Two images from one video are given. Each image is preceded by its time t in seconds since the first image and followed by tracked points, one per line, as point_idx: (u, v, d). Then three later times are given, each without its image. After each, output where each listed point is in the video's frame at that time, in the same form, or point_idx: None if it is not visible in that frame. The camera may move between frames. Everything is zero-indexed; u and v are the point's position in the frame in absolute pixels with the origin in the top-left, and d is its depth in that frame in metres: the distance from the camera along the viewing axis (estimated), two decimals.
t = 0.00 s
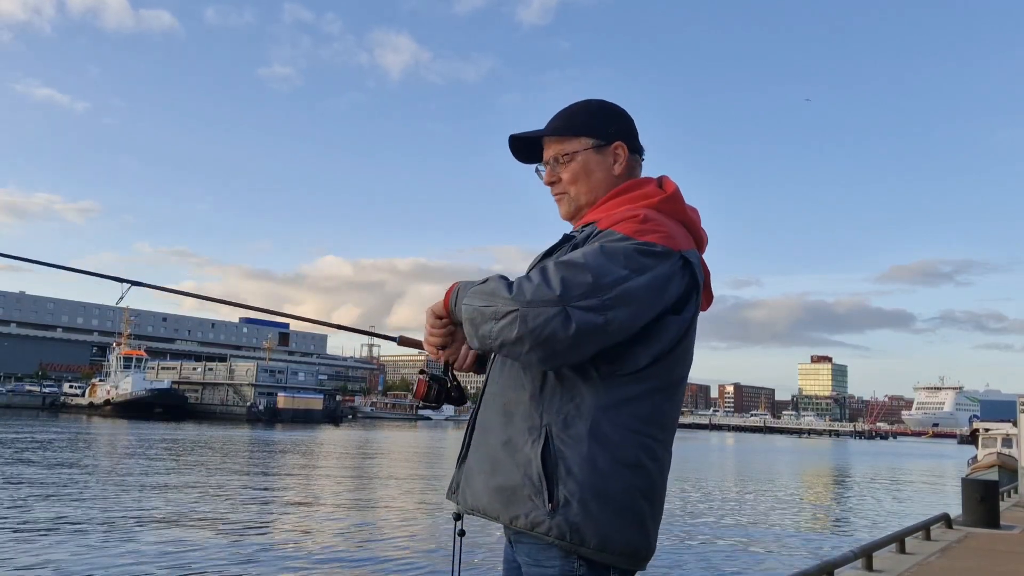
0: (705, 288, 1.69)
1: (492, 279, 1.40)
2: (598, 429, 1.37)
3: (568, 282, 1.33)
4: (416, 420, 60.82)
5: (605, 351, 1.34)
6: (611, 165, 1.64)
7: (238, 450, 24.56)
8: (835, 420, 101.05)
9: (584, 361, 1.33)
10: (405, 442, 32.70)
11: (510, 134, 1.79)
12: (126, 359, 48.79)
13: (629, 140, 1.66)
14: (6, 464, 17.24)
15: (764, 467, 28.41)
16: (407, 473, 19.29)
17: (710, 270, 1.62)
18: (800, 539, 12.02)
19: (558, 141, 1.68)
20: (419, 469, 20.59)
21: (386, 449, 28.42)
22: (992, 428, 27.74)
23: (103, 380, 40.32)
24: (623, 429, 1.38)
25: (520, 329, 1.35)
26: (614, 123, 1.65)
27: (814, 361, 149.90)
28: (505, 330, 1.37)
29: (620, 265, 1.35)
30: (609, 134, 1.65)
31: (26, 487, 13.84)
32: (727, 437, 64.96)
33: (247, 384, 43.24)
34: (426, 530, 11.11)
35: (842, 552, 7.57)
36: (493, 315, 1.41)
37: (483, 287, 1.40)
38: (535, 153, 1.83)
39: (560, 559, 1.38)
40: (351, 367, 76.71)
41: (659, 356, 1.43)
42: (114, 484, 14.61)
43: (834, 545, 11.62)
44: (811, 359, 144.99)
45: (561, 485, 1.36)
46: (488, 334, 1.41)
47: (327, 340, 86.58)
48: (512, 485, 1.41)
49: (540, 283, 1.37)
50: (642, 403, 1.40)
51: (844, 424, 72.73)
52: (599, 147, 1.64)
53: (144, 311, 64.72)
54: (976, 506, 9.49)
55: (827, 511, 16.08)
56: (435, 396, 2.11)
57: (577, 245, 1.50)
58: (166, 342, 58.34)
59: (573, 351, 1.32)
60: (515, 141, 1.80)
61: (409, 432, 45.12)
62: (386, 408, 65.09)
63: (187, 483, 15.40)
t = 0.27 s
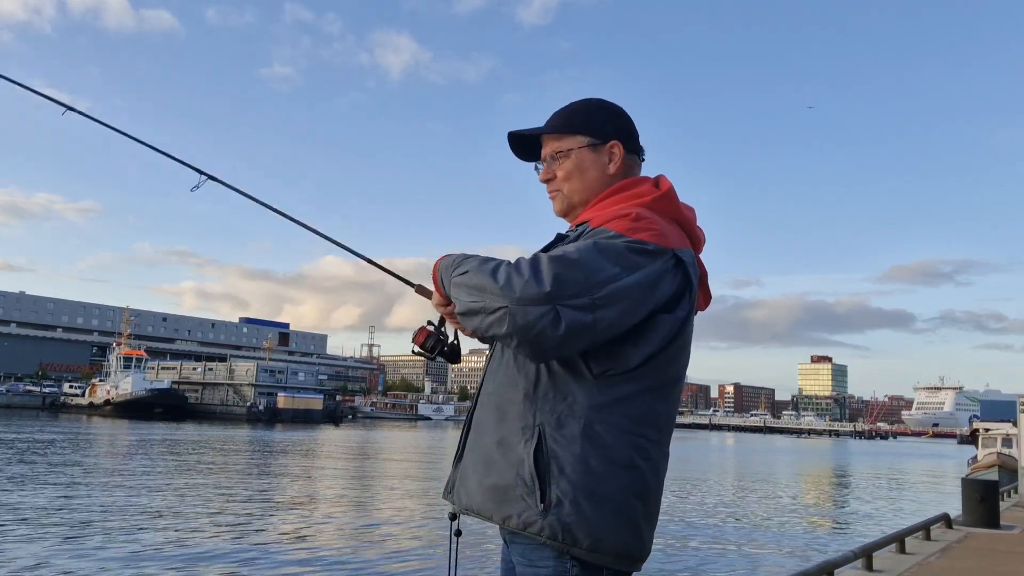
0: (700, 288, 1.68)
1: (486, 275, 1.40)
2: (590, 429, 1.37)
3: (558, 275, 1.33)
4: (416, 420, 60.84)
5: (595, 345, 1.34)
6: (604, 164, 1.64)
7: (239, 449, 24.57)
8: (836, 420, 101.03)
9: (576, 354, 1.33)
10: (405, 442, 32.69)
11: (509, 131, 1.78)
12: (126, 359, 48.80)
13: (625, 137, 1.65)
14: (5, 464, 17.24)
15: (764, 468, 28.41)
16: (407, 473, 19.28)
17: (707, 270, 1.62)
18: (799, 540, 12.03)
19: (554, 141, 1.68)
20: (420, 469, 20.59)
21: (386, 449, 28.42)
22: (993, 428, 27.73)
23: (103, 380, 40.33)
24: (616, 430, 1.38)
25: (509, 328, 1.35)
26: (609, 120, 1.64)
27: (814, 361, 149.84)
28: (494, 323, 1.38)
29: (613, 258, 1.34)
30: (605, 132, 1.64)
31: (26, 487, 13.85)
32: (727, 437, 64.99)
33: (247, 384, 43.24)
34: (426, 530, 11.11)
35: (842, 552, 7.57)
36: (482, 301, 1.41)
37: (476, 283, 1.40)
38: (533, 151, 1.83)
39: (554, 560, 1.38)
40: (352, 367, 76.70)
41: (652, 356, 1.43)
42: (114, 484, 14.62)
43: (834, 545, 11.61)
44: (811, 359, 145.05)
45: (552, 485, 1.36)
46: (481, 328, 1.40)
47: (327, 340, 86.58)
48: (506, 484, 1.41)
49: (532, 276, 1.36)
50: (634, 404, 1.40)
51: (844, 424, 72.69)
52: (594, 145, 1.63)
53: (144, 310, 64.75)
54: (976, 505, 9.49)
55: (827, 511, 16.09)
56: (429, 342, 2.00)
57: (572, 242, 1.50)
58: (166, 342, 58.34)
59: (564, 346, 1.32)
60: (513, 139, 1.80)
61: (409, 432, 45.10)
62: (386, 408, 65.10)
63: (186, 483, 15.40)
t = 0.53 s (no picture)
0: (697, 288, 1.67)
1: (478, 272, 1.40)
2: (581, 430, 1.36)
3: (543, 268, 1.33)
4: (416, 420, 60.85)
5: (580, 343, 1.34)
6: (600, 162, 1.63)
7: (239, 449, 24.57)
8: (836, 419, 101.05)
9: (557, 347, 1.33)
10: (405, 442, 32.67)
11: (511, 128, 1.78)
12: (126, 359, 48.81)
13: (623, 136, 1.63)
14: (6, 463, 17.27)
15: (764, 468, 28.40)
16: (407, 473, 19.28)
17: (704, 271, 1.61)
18: (799, 540, 12.03)
19: (553, 137, 1.68)
20: (420, 469, 20.59)
21: (386, 449, 28.41)
22: (993, 428, 27.73)
23: (103, 380, 40.35)
24: (606, 432, 1.37)
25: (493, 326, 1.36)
26: (604, 118, 1.63)
27: (815, 361, 149.82)
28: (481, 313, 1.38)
29: (599, 258, 1.34)
30: (602, 131, 1.63)
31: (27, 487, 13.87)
32: (727, 437, 64.98)
33: (247, 384, 43.24)
34: (426, 530, 11.12)
35: (842, 552, 7.57)
36: (469, 291, 1.41)
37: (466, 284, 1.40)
38: (536, 147, 1.82)
39: (546, 563, 1.38)
40: (352, 367, 76.70)
41: (644, 355, 1.41)
42: (114, 484, 14.63)
43: (833, 544, 11.62)
44: (811, 359, 145.03)
45: (541, 486, 1.36)
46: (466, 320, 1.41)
47: (327, 340, 86.58)
48: (495, 484, 1.41)
49: (519, 268, 1.36)
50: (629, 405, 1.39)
51: (844, 424, 72.70)
52: (590, 144, 1.63)
53: (144, 311, 64.75)
54: (977, 506, 9.47)
55: (828, 511, 16.08)
56: (430, 329, 2.02)
57: (564, 242, 1.50)
58: (166, 341, 58.34)
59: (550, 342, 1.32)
60: (515, 135, 1.80)
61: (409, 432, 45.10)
62: (386, 408, 65.10)
63: (187, 483, 15.41)
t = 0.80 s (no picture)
0: (695, 285, 1.66)
1: (468, 269, 1.41)
2: (571, 424, 1.37)
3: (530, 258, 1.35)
4: (416, 420, 60.84)
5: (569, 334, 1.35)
6: (595, 164, 1.63)
7: (238, 449, 24.56)
8: (836, 420, 101.08)
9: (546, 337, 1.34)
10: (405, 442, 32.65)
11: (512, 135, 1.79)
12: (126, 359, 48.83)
13: (619, 136, 1.63)
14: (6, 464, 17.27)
15: (764, 468, 28.41)
16: (407, 473, 19.27)
17: (700, 270, 1.61)
18: (798, 539, 12.04)
19: (551, 143, 1.68)
20: (420, 469, 20.58)
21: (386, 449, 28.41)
22: (993, 428, 27.73)
23: (103, 380, 40.34)
24: (594, 424, 1.38)
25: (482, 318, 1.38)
26: (600, 118, 1.63)
27: (815, 361, 149.88)
28: (470, 305, 1.40)
29: (586, 250, 1.36)
30: (597, 131, 1.63)
31: (27, 487, 13.87)
32: (727, 437, 64.98)
33: (247, 384, 43.23)
34: (425, 530, 11.11)
35: (842, 552, 7.58)
36: (458, 280, 1.42)
37: (456, 278, 1.41)
38: (535, 152, 1.82)
39: (538, 560, 1.38)
40: (352, 367, 76.72)
41: (632, 349, 1.42)
42: (113, 484, 14.62)
43: (833, 545, 11.61)
44: (811, 359, 145.03)
45: (529, 477, 1.37)
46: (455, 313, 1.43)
47: (327, 340, 86.59)
48: (485, 477, 1.42)
49: (508, 256, 1.38)
50: (617, 401, 1.40)
51: (844, 424, 72.70)
52: (586, 145, 1.63)
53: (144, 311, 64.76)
54: (977, 506, 9.48)
55: (828, 511, 16.08)
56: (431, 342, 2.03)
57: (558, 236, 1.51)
58: (166, 341, 58.30)
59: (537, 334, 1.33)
60: (515, 142, 1.80)
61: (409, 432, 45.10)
62: (386, 408, 65.10)
63: (187, 483, 15.41)
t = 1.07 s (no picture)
0: (693, 286, 1.66)
1: (460, 265, 1.41)
2: (563, 422, 1.37)
3: (519, 255, 1.35)
4: (416, 420, 60.85)
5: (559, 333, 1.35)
6: (593, 165, 1.62)
7: (238, 449, 24.55)
8: (835, 420, 101.16)
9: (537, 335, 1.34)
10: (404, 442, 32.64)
11: (512, 141, 1.79)
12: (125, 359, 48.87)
13: (615, 139, 1.63)
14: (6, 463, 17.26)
15: (764, 467, 28.44)
16: (407, 473, 19.27)
17: (696, 271, 1.61)
18: (798, 539, 12.04)
19: (549, 147, 1.68)
20: (420, 469, 20.59)
21: (385, 449, 28.40)
22: (993, 428, 27.73)
23: (103, 380, 40.36)
24: (587, 423, 1.38)
25: (477, 315, 1.38)
26: (595, 120, 1.63)
27: (815, 361, 149.98)
28: (462, 303, 1.39)
29: (578, 246, 1.36)
30: (596, 133, 1.63)
31: (26, 487, 13.86)
32: (727, 437, 65.00)
33: (247, 384, 43.24)
34: (425, 530, 11.10)
35: (842, 552, 7.58)
36: (450, 278, 1.42)
37: (448, 275, 1.41)
38: (534, 158, 1.82)
39: (531, 563, 1.38)
40: (352, 367, 76.74)
41: (625, 345, 1.41)
42: (113, 484, 14.62)
43: (833, 545, 11.61)
44: (811, 358, 145.00)
45: (521, 476, 1.37)
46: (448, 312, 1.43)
47: (327, 340, 86.58)
48: (479, 474, 1.42)
49: (499, 253, 1.38)
50: (609, 399, 1.40)
51: (844, 424, 72.74)
52: (582, 148, 1.63)
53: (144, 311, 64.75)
54: (976, 506, 9.48)
55: (828, 511, 16.08)
56: (435, 357, 2.02)
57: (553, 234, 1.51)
58: (166, 341, 58.28)
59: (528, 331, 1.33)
60: (516, 147, 1.80)
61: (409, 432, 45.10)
62: (386, 408, 65.13)
63: (186, 482, 15.40)
